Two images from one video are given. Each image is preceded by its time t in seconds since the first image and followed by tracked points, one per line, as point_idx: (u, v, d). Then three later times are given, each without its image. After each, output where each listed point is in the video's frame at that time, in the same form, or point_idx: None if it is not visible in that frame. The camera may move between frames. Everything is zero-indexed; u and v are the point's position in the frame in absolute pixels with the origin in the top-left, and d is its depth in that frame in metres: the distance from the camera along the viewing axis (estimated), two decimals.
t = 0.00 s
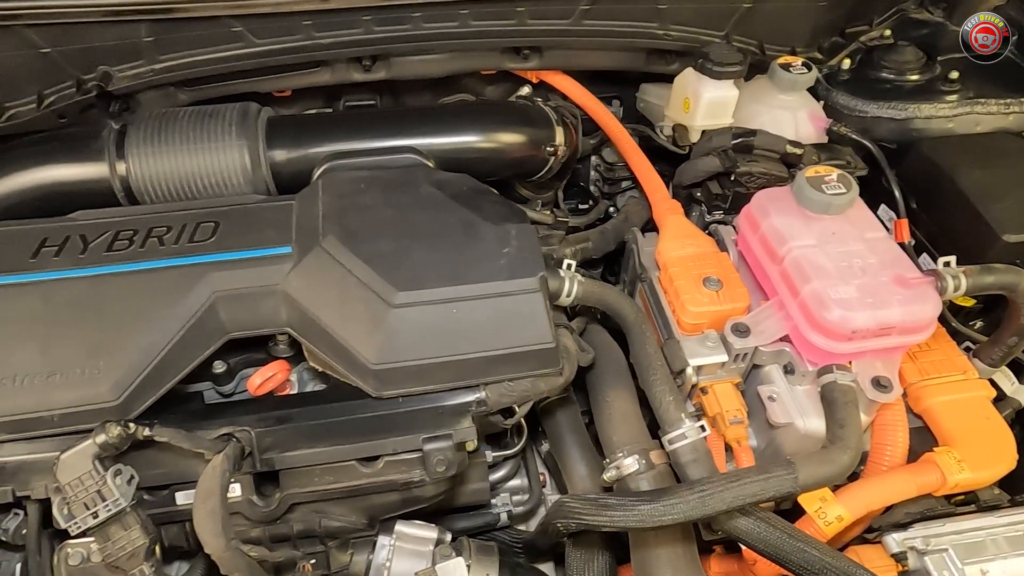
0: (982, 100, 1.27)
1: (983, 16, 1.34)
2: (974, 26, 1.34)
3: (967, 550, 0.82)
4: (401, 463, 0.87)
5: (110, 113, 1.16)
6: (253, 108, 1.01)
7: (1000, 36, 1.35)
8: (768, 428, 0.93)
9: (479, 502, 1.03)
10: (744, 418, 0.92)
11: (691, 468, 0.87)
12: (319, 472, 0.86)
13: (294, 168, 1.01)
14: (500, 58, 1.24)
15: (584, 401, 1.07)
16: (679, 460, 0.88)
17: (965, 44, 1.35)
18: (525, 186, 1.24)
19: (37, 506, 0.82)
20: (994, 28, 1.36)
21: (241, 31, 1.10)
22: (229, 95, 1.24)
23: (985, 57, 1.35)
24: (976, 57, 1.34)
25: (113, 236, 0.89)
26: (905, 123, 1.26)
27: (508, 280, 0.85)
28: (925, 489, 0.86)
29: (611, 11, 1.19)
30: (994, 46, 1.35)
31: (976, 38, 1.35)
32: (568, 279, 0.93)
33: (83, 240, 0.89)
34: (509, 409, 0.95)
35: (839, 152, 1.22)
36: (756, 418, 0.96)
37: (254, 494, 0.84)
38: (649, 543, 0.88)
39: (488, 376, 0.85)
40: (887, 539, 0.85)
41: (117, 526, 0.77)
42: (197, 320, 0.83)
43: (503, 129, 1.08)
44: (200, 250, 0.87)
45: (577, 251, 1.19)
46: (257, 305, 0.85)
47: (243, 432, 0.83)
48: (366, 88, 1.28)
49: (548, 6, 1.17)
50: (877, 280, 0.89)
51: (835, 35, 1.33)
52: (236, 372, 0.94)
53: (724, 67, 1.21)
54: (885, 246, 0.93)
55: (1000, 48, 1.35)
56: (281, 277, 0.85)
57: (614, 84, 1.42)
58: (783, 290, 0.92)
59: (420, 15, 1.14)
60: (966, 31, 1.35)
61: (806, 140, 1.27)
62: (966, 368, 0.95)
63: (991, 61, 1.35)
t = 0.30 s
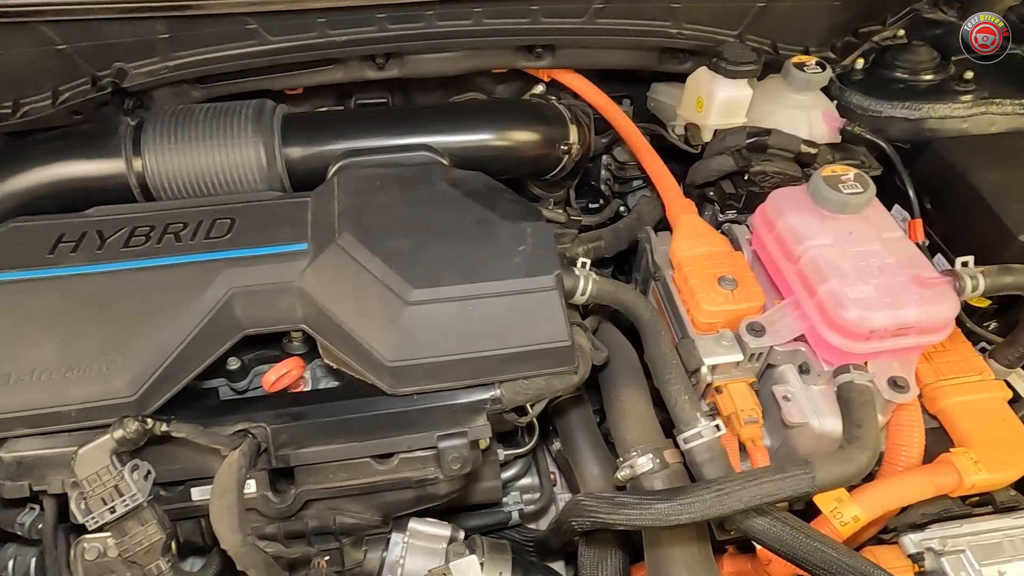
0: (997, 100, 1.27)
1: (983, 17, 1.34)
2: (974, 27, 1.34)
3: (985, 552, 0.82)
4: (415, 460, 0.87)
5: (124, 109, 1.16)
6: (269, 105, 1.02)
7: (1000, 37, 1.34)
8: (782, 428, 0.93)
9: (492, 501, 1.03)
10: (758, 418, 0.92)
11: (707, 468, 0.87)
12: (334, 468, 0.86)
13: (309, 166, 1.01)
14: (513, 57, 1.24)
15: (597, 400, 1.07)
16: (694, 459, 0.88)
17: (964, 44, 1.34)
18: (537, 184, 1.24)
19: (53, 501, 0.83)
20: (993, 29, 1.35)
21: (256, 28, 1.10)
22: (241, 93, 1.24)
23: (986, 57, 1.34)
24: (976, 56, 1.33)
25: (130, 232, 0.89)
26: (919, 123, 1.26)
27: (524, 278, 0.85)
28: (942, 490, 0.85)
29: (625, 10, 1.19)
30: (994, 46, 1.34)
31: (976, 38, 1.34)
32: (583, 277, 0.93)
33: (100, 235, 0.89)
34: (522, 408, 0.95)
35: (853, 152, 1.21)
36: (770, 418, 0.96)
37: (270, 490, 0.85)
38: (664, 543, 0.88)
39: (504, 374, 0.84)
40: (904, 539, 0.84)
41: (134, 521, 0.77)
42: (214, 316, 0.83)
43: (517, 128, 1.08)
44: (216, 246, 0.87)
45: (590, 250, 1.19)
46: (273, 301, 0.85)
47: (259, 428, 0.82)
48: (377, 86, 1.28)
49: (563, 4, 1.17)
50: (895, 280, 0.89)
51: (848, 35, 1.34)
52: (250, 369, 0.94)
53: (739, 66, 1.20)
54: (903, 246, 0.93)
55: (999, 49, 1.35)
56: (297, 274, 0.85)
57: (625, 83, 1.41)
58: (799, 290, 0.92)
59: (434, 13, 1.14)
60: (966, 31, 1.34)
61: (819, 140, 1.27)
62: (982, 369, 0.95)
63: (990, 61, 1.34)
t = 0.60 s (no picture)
0: (1014, 100, 1.25)
1: (983, 16, 1.32)
2: (975, 26, 1.32)
3: (1004, 553, 0.83)
4: (431, 458, 0.87)
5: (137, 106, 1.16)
6: (286, 101, 1.02)
7: (1000, 36, 1.32)
8: (798, 428, 0.93)
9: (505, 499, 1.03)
10: (775, 418, 0.92)
11: (723, 467, 0.87)
12: (350, 465, 0.86)
13: (325, 163, 1.01)
14: (527, 55, 1.23)
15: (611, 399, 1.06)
16: (711, 459, 0.88)
17: (964, 43, 1.32)
18: (549, 182, 1.24)
19: (70, 496, 0.82)
20: (994, 28, 1.33)
21: (271, 25, 1.09)
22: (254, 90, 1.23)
23: (986, 56, 1.32)
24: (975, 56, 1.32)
25: (147, 228, 0.89)
26: (932, 124, 1.25)
27: (541, 276, 0.85)
28: (960, 491, 0.85)
29: (641, 7, 1.18)
30: (994, 45, 1.32)
31: (977, 38, 1.32)
32: (599, 276, 0.94)
33: (117, 231, 0.89)
34: (537, 406, 0.95)
35: (869, 152, 1.21)
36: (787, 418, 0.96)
37: (286, 487, 0.85)
38: (680, 542, 0.88)
39: (520, 372, 0.84)
40: (922, 541, 0.85)
41: (151, 517, 0.77)
42: (231, 312, 0.83)
43: (532, 126, 1.08)
44: (233, 243, 0.87)
45: (604, 249, 1.19)
46: (289, 297, 0.85)
47: (276, 424, 0.82)
48: (389, 84, 1.27)
49: (577, 3, 1.16)
50: (914, 280, 0.88)
51: (863, 35, 1.33)
52: (264, 365, 0.94)
53: (756, 65, 1.20)
54: (921, 246, 0.93)
55: (999, 50, 1.33)
56: (314, 271, 0.85)
57: (637, 82, 1.41)
58: (816, 289, 0.92)
59: (449, 10, 1.13)
60: (966, 31, 1.32)
61: (834, 139, 1.26)
62: (999, 370, 0.95)
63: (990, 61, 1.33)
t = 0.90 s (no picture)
0: None
1: (983, 15, 1.25)
2: (974, 26, 1.25)
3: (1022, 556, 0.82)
4: (444, 457, 0.86)
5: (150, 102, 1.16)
6: (301, 99, 1.02)
7: (1001, 36, 1.25)
8: (813, 429, 0.93)
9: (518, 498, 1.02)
10: (790, 418, 0.91)
11: (739, 467, 0.86)
12: (364, 463, 0.86)
13: (339, 160, 1.01)
14: (540, 54, 1.23)
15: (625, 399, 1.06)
16: (726, 459, 0.87)
17: (963, 45, 1.26)
18: (561, 181, 1.24)
19: (86, 491, 0.83)
20: (995, 27, 1.26)
21: (285, 23, 1.09)
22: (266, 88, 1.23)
23: (985, 57, 1.26)
24: (972, 57, 1.26)
25: (163, 224, 0.89)
26: (948, 124, 1.25)
27: (558, 274, 0.85)
28: (977, 493, 0.85)
29: (655, 7, 1.18)
30: (994, 46, 1.25)
31: (976, 38, 1.25)
32: (613, 275, 0.93)
33: (134, 227, 0.89)
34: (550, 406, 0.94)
35: (883, 152, 1.21)
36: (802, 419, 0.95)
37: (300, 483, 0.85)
38: (694, 542, 0.87)
39: (536, 370, 0.84)
40: (940, 543, 0.84)
41: (168, 513, 0.77)
42: (247, 308, 0.83)
43: (546, 124, 1.07)
44: (249, 240, 0.87)
45: (616, 248, 1.18)
46: (304, 295, 0.85)
47: (291, 422, 0.82)
48: (400, 83, 1.27)
49: (591, 2, 1.15)
50: (933, 281, 0.88)
51: (875, 35, 1.30)
52: (277, 362, 0.94)
53: (768, 65, 1.19)
54: (939, 246, 0.93)
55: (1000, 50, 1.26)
56: (330, 269, 0.85)
57: (648, 81, 1.41)
58: (833, 290, 0.92)
59: (463, 9, 1.13)
60: (965, 31, 1.26)
61: (848, 139, 1.26)
62: (1015, 371, 0.94)
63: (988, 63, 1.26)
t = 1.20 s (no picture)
0: None
1: (983, 15, 1.22)
2: (973, 26, 1.23)
3: None
4: (460, 454, 0.86)
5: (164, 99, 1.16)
6: (317, 97, 1.02)
7: (1001, 36, 1.22)
8: (829, 430, 0.92)
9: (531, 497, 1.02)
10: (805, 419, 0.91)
11: (755, 467, 0.86)
12: (379, 460, 0.86)
13: (354, 157, 1.01)
14: (553, 52, 1.22)
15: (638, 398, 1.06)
16: (742, 459, 0.87)
17: (963, 45, 1.23)
18: (574, 180, 1.24)
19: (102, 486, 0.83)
20: (995, 27, 1.22)
21: (300, 20, 1.09)
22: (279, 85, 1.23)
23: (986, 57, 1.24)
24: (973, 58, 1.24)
25: (180, 221, 0.89)
26: (963, 123, 1.26)
27: (575, 273, 0.85)
28: (995, 495, 0.84)
29: (670, 5, 1.15)
30: (994, 46, 1.23)
31: (976, 38, 1.23)
32: (628, 274, 0.93)
33: (151, 224, 0.89)
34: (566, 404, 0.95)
35: (897, 151, 1.20)
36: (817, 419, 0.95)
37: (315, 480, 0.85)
38: (709, 541, 0.87)
39: (552, 369, 0.84)
40: (957, 544, 0.85)
41: (185, 509, 0.77)
42: (264, 305, 0.83)
43: (561, 123, 1.07)
44: (266, 237, 0.87)
45: (629, 247, 1.18)
46: (321, 292, 0.85)
47: (308, 420, 0.82)
48: (412, 81, 1.27)
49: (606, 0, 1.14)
50: (951, 281, 0.88)
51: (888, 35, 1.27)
52: (291, 360, 0.94)
53: (784, 63, 1.19)
54: (957, 247, 0.92)
55: (1001, 50, 1.23)
56: (346, 266, 0.85)
57: (659, 80, 1.41)
58: (850, 290, 0.92)
59: (478, 7, 1.11)
60: (965, 31, 1.23)
61: (863, 139, 1.25)
62: None
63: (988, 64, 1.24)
